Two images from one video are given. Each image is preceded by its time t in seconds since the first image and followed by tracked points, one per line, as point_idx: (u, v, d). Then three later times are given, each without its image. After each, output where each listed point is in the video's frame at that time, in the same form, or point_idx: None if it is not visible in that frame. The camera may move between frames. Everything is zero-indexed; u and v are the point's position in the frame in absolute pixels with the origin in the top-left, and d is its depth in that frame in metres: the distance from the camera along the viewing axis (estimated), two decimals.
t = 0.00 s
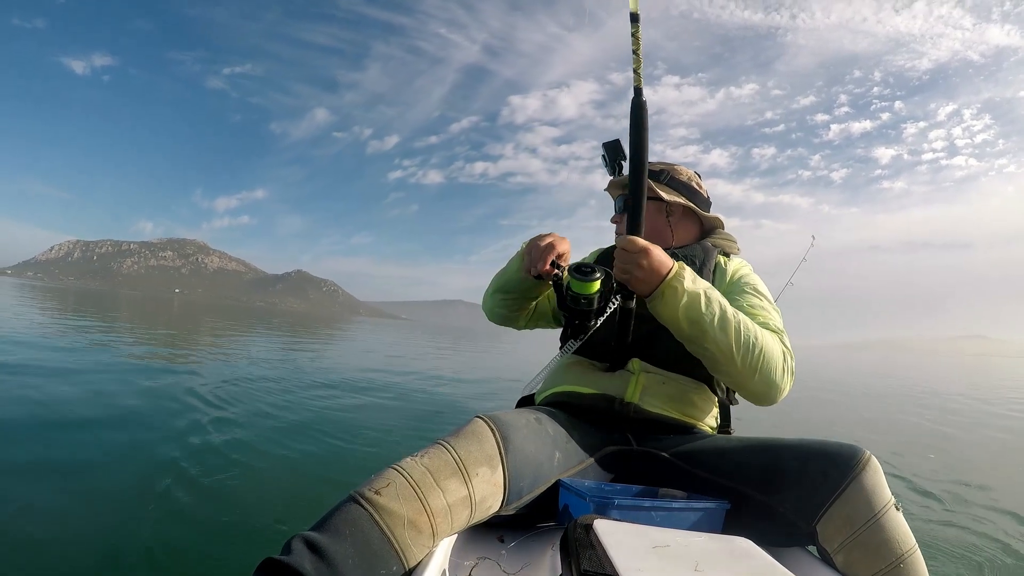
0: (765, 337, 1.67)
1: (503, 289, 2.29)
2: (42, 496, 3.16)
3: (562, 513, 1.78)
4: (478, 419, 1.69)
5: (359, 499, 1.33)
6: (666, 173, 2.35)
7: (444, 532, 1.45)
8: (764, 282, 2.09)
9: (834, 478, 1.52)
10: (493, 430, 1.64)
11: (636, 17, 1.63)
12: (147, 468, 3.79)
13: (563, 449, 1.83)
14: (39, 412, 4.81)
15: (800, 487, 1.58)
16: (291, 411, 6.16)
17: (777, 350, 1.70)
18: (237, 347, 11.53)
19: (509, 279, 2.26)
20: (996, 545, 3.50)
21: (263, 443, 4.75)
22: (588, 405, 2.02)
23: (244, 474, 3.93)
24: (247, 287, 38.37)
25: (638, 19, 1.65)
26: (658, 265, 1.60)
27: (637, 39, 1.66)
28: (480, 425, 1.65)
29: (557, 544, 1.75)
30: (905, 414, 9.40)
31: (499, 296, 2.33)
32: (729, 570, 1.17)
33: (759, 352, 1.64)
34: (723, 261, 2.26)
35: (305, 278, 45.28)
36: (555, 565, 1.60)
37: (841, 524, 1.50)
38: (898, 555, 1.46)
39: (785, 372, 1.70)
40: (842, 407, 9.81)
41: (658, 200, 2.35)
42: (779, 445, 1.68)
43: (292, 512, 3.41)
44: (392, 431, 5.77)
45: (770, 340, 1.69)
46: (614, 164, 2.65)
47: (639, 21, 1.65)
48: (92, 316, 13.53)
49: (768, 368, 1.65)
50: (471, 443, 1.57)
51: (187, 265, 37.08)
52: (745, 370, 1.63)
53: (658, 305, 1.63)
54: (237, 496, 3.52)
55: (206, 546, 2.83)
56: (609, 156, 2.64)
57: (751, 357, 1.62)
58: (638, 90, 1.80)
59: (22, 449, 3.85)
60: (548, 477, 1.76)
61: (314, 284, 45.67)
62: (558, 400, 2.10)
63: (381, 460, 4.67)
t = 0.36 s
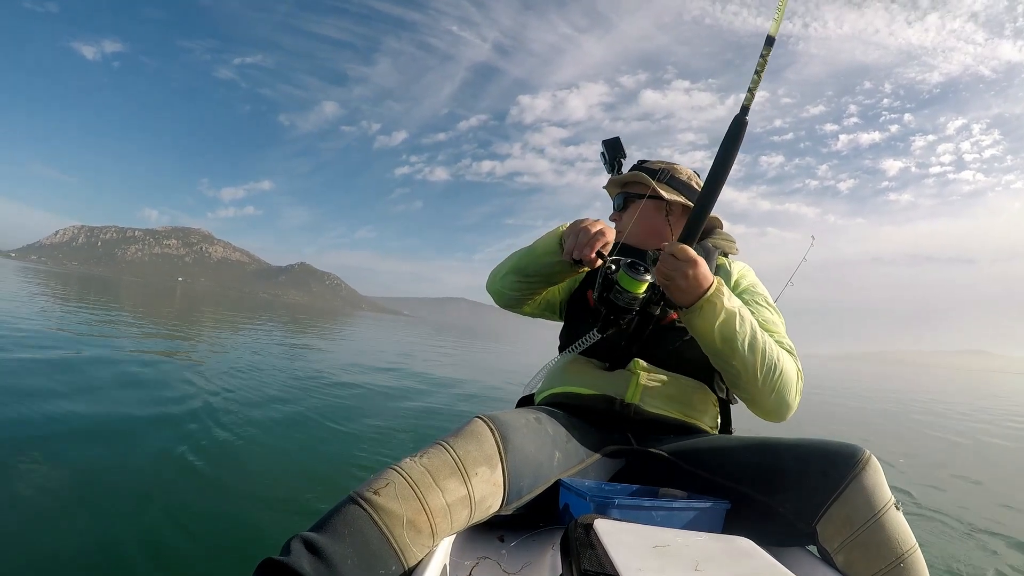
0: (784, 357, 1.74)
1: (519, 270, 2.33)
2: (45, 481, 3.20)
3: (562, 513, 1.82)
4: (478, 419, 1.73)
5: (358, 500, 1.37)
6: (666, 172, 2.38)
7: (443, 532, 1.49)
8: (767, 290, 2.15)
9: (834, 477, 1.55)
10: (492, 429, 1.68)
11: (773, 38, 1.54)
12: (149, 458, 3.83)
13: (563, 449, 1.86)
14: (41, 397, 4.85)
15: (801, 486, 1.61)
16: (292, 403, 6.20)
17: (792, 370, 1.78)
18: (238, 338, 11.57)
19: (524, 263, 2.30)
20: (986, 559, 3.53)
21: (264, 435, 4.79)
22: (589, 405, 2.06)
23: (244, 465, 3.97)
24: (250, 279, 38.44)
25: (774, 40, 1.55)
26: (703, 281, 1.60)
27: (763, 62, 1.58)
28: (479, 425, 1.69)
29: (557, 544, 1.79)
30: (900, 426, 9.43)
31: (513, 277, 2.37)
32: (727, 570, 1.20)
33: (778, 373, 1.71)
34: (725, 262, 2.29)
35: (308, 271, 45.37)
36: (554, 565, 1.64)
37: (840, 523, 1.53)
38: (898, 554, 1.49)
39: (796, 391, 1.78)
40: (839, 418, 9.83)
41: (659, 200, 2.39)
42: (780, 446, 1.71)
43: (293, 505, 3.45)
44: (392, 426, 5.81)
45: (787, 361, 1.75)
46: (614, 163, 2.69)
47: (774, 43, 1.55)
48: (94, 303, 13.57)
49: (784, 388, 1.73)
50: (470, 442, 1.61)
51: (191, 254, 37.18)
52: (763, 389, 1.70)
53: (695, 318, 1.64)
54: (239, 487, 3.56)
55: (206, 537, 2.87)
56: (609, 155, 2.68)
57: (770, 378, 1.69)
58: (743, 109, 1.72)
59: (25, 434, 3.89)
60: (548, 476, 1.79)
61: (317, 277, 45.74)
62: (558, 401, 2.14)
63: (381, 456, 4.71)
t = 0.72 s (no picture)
0: (760, 342, 1.70)
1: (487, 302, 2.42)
2: (48, 497, 3.19)
3: (564, 512, 1.80)
4: (480, 418, 1.71)
5: (360, 497, 1.35)
6: (672, 170, 2.35)
7: (445, 531, 1.47)
8: (764, 282, 2.13)
9: (836, 478, 1.53)
10: (494, 428, 1.66)
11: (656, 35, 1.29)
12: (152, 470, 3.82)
13: (564, 448, 1.85)
14: (43, 414, 4.84)
15: (802, 487, 1.60)
16: (295, 411, 6.20)
17: (772, 353, 1.74)
18: (240, 348, 11.59)
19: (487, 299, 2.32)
20: (990, 541, 3.53)
21: (268, 444, 4.78)
22: (590, 405, 2.04)
23: (249, 475, 3.96)
24: (252, 289, 38.52)
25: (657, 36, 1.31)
26: (654, 289, 1.56)
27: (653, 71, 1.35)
28: (481, 424, 1.67)
29: (559, 543, 1.77)
30: (900, 412, 9.46)
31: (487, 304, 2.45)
32: (730, 567, 1.19)
33: (755, 360, 1.67)
34: (721, 259, 2.28)
35: (309, 279, 45.44)
36: (556, 564, 1.62)
37: (842, 523, 1.52)
38: (899, 554, 1.47)
39: (780, 373, 1.74)
40: (839, 406, 9.86)
41: (663, 197, 2.36)
42: (781, 446, 1.69)
43: (298, 513, 3.44)
44: (396, 431, 5.81)
45: (765, 345, 1.72)
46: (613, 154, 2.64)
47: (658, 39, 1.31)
48: (96, 318, 13.60)
49: (764, 374, 1.69)
50: (473, 441, 1.59)
51: (192, 266, 37.28)
52: (742, 379, 1.67)
53: (655, 325, 1.62)
54: (243, 497, 3.56)
55: (211, 547, 2.86)
56: (609, 146, 2.62)
57: (748, 367, 1.66)
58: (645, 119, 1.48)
59: (28, 451, 3.87)
60: (550, 474, 1.78)
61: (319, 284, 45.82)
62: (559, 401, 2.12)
63: (386, 461, 4.71)
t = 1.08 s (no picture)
0: (716, 331, 1.65)
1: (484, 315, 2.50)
2: (49, 499, 3.19)
3: (562, 513, 1.79)
4: (479, 419, 1.70)
5: (360, 498, 1.34)
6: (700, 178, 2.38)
7: (444, 531, 1.46)
8: (760, 280, 2.10)
9: (835, 478, 1.51)
10: (493, 429, 1.66)
11: (425, 84, 1.42)
12: (153, 471, 3.82)
13: (563, 449, 1.84)
14: (47, 416, 4.85)
15: (801, 486, 1.58)
16: (297, 412, 6.20)
17: (735, 340, 1.68)
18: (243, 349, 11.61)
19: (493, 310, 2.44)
20: (998, 541, 3.49)
21: (269, 445, 4.78)
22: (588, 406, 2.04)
23: (249, 476, 3.96)
24: (254, 290, 38.59)
25: (432, 85, 1.44)
26: (583, 291, 1.57)
27: (442, 104, 1.44)
28: (480, 425, 1.66)
29: (557, 543, 1.76)
30: (907, 410, 9.38)
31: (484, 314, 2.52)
32: (729, 567, 1.18)
33: (713, 349, 1.62)
34: (721, 263, 2.26)
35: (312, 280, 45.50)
36: (554, 564, 1.61)
37: (840, 523, 1.50)
38: (898, 554, 1.46)
39: (748, 358, 1.67)
40: (844, 405, 9.80)
41: (690, 202, 2.39)
42: (780, 445, 1.68)
43: (298, 514, 3.43)
44: (397, 431, 5.81)
45: (725, 332, 1.67)
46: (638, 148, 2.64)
47: (433, 88, 1.44)
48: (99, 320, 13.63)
49: (727, 361, 1.64)
50: (472, 442, 1.58)
51: (194, 268, 37.36)
52: (703, 370, 1.63)
53: (596, 329, 1.62)
54: (244, 498, 3.55)
55: (211, 548, 2.86)
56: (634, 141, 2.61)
57: (705, 357, 1.62)
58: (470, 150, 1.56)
59: (30, 452, 3.87)
60: (549, 475, 1.77)
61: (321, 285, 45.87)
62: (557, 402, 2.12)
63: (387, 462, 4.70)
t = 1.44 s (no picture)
0: (695, 328, 1.65)
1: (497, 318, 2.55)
2: (52, 494, 3.21)
3: (562, 512, 1.80)
4: (478, 419, 1.71)
5: (359, 498, 1.35)
6: (707, 181, 2.41)
7: (443, 531, 1.47)
8: (758, 283, 2.09)
9: (834, 478, 1.52)
10: (492, 429, 1.67)
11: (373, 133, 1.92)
12: (155, 468, 3.84)
13: (562, 449, 1.85)
14: (50, 412, 4.87)
15: (800, 486, 1.59)
16: (299, 409, 6.21)
17: (715, 336, 1.67)
18: (244, 346, 11.63)
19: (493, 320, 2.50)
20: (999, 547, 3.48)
21: (271, 442, 4.80)
22: (586, 405, 2.05)
23: (251, 474, 3.98)
24: (257, 287, 38.66)
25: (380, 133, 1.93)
26: (557, 294, 1.62)
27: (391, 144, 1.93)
28: (479, 424, 1.67)
29: (556, 543, 1.77)
30: (910, 414, 9.35)
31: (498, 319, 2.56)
32: (729, 568, 1.19)
33: (692, 346, 1.62)
34: (719, 261, 2.28)
35: (315, 278, 45.56)
36: (553, 563, 1.62)
37: (839, 523, 1.51)
38: (897, 554, 1.47)
39: (730, 354, 1.66)
40: (847, 408, 9.75)
41: (696, 205, 2.41)
42: (779, 444, 1.68)
43: (300, 512, 3.45)
44: (399, 430, 5.83)
45: (704, 329, 1.67)
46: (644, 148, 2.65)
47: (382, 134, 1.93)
48: (101, 316, 13.65)
49: (707, 358, 1.63)
50: (471, 442, 1.60)
51: (198, 264, 37.43)
52: (683, 368, 1.63)
53: (573, 330, 1.66)
54: (245, 496, 3.57)
55: (213, 546, 2.87)
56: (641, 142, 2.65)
57: (684, 355, 1.62)
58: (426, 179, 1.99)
59: (33, 448, 3.89)
60: (548, 475, 1.78)
61: (324, 283, 45.92)
62: (555, 400, 2.13)
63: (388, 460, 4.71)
